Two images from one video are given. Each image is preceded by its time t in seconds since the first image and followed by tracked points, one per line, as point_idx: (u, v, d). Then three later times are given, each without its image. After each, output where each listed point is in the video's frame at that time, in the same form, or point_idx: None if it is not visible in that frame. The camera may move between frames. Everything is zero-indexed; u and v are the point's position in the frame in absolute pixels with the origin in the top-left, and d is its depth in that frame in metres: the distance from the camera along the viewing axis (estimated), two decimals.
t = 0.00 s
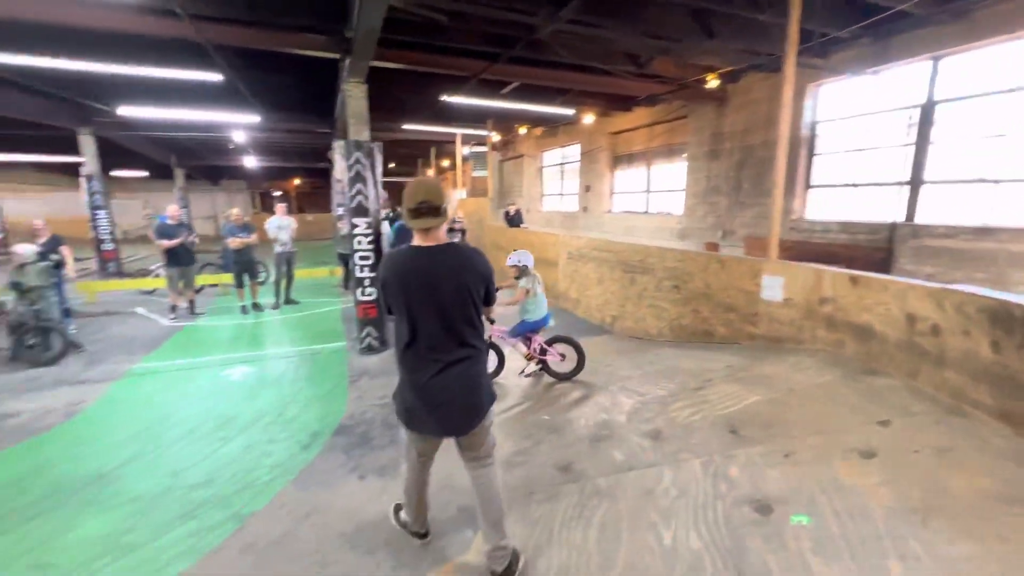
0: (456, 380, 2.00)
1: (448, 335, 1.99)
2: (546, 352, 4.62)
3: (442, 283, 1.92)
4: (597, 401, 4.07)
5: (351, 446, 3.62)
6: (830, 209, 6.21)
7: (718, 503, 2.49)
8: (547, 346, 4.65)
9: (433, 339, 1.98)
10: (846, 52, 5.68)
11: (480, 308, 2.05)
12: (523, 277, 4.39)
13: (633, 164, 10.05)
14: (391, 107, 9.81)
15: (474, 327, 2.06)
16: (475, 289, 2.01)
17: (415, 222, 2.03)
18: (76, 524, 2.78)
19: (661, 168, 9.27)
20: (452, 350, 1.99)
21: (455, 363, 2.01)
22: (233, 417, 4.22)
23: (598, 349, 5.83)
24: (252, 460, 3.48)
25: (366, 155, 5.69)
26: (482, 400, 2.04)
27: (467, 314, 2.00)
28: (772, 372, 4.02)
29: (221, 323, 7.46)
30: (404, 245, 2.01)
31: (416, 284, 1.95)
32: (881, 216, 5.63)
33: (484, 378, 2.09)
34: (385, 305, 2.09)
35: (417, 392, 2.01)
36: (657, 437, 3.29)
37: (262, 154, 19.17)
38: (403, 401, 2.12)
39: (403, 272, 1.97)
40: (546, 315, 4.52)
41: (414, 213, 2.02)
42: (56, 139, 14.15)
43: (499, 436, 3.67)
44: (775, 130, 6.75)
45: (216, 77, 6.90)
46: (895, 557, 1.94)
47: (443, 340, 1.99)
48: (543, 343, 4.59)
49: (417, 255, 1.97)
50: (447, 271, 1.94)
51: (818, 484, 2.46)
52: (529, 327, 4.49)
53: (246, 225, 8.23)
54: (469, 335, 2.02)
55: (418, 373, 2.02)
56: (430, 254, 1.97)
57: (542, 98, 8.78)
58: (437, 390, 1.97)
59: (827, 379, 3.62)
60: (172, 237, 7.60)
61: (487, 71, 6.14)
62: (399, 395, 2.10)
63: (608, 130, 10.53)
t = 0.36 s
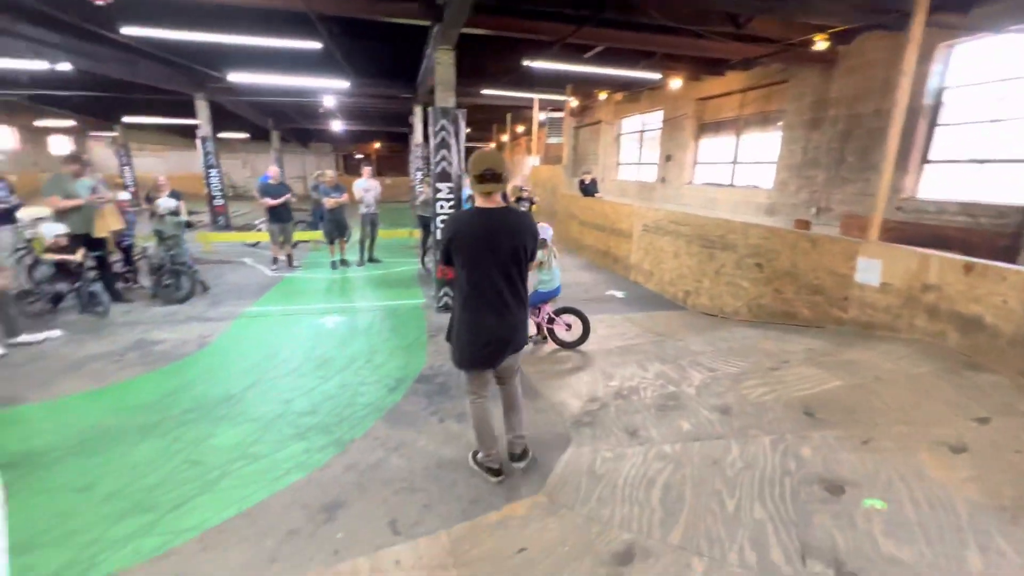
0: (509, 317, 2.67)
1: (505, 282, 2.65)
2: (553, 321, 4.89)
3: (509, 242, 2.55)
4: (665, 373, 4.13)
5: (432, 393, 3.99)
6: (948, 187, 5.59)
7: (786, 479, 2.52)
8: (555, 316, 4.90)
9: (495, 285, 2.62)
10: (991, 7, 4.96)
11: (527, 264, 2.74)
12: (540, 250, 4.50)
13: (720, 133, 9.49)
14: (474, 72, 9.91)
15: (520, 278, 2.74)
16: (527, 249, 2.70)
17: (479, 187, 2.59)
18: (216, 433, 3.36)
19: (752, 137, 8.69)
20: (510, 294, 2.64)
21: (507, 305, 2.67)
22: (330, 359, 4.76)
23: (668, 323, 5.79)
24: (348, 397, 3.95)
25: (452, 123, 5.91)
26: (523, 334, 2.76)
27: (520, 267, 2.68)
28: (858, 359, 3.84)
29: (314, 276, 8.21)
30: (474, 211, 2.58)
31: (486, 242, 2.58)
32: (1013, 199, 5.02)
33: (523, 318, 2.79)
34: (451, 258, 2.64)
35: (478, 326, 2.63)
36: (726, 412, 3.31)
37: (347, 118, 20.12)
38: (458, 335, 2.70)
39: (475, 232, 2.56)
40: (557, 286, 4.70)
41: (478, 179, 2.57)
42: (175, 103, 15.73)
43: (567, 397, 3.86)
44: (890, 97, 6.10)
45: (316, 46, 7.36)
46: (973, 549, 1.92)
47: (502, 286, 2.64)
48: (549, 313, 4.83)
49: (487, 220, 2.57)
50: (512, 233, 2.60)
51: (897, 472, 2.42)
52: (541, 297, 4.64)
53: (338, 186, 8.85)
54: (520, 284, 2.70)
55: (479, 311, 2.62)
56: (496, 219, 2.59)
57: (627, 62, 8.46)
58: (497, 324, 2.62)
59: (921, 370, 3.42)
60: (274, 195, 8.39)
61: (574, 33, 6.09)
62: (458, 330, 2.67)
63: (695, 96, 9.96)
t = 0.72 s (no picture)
0: (561, 284, 2.95)
1: (559, 252, 2.91)
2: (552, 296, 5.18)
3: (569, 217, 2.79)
4: (722, 354, 4.17)
5: (494, 361, 4.27)
6: None
7: (841, 460, 2.57)
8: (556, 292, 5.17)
9: (551, 254, 2.88)
10: None
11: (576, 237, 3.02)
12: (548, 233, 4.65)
13: (796, 109, 8.96)
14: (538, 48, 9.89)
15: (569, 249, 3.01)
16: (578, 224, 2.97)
17: (539, 168, 2.85)
18: (307, 383, 3.83)
19: (832, 114, 8.16)
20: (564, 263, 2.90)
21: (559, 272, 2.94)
22: (400, 325, 5.17)
23: (728, 307, 5.73)
24: (418, 360, 4.33)
25: (517, 102, 6.06)
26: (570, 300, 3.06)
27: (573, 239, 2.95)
28: (933, 351, 3.71)
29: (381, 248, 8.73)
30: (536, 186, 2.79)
31: (546, 215, 2.81)
32: None
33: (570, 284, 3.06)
34: (511, 228, 2.85)
35: (534, 291, 2.88)
36: (784, 395, 3.35)
37: (410, 94, 20.57)
38: (514, 299, 2.95)
39: (536, 206, 2.79)
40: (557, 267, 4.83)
41: (538, 162, 2.81)
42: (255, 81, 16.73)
43: (623, 371, 4.01)
44: (998, 70, 5.57)
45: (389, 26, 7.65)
46: None
47: (556, 256, 2.90)
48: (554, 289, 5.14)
49: (547, 195, 2.81)
50: (569, 208, 2.84)
51: (961, 462, 2.43)
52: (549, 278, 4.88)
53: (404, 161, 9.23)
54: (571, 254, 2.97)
55: (536, 278, 2.88)
56: (555, 195, 2.83)
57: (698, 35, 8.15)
58: (551, 290, 2.89)
59: (1002, 366, 3.30)
60: (346, 171, 8.90)
61: (644, 8, 6.02)
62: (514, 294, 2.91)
63: (771, 69, 9.41)
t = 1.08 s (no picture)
0: (579, 265, 3.41)
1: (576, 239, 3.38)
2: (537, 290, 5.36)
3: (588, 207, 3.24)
4: (757, 356, 4.16)
5: (527, 358, 4.39)
6: None
7: (879, 460, 2.58)
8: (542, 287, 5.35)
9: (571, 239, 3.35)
10: None
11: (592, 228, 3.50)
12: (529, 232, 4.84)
13: (834, 110, 8.77)
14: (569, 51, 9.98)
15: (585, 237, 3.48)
16: (592, 215, 3.47)
17: (562, 165, 3.29)
18: (351, 374, 4.07)
19: (873, 115, 7.96)
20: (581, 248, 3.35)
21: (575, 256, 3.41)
22: (436, 321, 5.37)
23: (761, 309, 5.68)
24: (455, 354, 4.51)
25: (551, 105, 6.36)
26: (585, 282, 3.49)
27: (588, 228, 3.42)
28: (978, 357, 3.63)
29: (413, 247, 8.94)
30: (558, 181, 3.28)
31: (566, 206, 3.30)
32: None
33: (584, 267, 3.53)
34: (536, 216, 3.34)
35: (552, 270, 3.35)
36: (820, 397, 3.34)
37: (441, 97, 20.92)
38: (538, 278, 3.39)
39: (558, 197, 3.28)
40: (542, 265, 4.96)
41: (561, 160, 3.24)
42: (293, 86, 17.31)
43: (655, 370, 4.06)
44: None
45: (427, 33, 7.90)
46: None
47: (575, 242, 3.38)
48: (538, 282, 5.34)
49: (569, 189, 3.29)
50: (586, 200, 3.34)
51: (1004, 466, 2.41)
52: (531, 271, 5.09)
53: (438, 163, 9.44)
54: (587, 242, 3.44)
55: (556, 260, 3.34)
56: (574, 188, 3.32)
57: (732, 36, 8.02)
58: (571, 270, 3.36)
59: None
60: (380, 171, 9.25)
61: (680, 11, 6.07)
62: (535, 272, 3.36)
63: (809, 70, 9.24)
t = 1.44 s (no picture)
0: (568, 263, 3.84)
1: (565, 240, 3.78)
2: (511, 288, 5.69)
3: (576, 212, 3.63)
4: (773, 364, 4.14)
5: (543, 363, 4.44)
6: None
7: (899, 470, 2.57)
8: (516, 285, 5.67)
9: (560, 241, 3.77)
10: None
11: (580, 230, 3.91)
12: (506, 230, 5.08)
13: (850, 118, 8.73)
14: (583, 60, 10.09)
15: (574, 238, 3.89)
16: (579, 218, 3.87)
17: (552, 174, 3.68)
18: (369, 377, 4.16)
19: (890, 122, 7.91)
20: (571, 248, 3.75)
21: (565, 255, 3.82)
22: (451, 325, 5.45)
23: (777, 318, 5.65)
24: (471, 358, 4.58)
25: (566, 112, 6.64)
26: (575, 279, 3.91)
27: (576, 230, 3.82)
28: (1001, 367, 3.59)
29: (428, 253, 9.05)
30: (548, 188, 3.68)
31: (557, 212, 3.71)
32: None
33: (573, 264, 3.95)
34: (529, 219, 3.75)
35: (544, 268, 3.77)
36: (838, 405, 3.32)
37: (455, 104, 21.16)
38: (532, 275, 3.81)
39: (548, 203, 3.68)
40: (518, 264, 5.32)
41: (551, 169, 3.63)
42: (310, 94, 17.64)
43: (670, 377, 4.06)
44: None
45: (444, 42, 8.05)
46: None
47: (565, 243, 3.80)
48: (511, 283, 5.62)
49: (558, 196, 3.69)
50: (573, 205, 3.75)
51: None
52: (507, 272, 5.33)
53: (454, 170, 9.51)
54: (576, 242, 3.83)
55: (548, 260, 3.77)
56: (563, 196, 3.72)
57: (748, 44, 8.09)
58: (561, 269, 3.79)
59: None
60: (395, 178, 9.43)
61: (696, 21, 6.13)
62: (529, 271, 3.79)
63: (824, 77, 9.21)
